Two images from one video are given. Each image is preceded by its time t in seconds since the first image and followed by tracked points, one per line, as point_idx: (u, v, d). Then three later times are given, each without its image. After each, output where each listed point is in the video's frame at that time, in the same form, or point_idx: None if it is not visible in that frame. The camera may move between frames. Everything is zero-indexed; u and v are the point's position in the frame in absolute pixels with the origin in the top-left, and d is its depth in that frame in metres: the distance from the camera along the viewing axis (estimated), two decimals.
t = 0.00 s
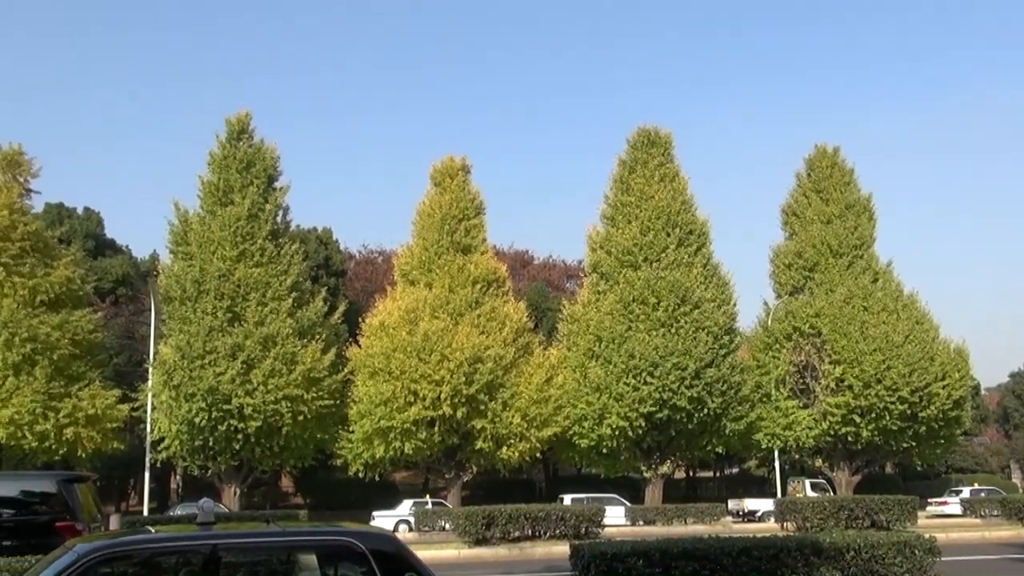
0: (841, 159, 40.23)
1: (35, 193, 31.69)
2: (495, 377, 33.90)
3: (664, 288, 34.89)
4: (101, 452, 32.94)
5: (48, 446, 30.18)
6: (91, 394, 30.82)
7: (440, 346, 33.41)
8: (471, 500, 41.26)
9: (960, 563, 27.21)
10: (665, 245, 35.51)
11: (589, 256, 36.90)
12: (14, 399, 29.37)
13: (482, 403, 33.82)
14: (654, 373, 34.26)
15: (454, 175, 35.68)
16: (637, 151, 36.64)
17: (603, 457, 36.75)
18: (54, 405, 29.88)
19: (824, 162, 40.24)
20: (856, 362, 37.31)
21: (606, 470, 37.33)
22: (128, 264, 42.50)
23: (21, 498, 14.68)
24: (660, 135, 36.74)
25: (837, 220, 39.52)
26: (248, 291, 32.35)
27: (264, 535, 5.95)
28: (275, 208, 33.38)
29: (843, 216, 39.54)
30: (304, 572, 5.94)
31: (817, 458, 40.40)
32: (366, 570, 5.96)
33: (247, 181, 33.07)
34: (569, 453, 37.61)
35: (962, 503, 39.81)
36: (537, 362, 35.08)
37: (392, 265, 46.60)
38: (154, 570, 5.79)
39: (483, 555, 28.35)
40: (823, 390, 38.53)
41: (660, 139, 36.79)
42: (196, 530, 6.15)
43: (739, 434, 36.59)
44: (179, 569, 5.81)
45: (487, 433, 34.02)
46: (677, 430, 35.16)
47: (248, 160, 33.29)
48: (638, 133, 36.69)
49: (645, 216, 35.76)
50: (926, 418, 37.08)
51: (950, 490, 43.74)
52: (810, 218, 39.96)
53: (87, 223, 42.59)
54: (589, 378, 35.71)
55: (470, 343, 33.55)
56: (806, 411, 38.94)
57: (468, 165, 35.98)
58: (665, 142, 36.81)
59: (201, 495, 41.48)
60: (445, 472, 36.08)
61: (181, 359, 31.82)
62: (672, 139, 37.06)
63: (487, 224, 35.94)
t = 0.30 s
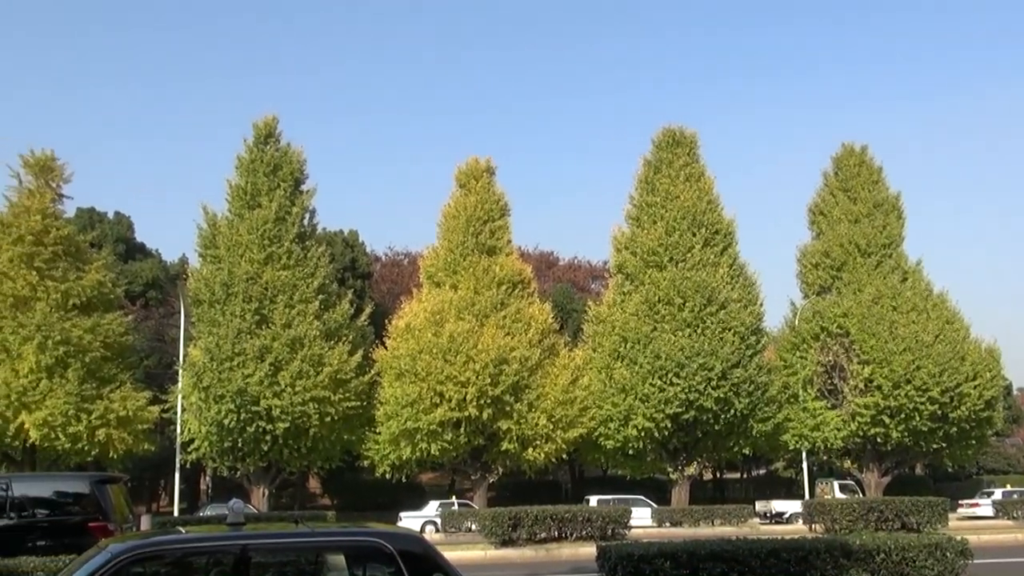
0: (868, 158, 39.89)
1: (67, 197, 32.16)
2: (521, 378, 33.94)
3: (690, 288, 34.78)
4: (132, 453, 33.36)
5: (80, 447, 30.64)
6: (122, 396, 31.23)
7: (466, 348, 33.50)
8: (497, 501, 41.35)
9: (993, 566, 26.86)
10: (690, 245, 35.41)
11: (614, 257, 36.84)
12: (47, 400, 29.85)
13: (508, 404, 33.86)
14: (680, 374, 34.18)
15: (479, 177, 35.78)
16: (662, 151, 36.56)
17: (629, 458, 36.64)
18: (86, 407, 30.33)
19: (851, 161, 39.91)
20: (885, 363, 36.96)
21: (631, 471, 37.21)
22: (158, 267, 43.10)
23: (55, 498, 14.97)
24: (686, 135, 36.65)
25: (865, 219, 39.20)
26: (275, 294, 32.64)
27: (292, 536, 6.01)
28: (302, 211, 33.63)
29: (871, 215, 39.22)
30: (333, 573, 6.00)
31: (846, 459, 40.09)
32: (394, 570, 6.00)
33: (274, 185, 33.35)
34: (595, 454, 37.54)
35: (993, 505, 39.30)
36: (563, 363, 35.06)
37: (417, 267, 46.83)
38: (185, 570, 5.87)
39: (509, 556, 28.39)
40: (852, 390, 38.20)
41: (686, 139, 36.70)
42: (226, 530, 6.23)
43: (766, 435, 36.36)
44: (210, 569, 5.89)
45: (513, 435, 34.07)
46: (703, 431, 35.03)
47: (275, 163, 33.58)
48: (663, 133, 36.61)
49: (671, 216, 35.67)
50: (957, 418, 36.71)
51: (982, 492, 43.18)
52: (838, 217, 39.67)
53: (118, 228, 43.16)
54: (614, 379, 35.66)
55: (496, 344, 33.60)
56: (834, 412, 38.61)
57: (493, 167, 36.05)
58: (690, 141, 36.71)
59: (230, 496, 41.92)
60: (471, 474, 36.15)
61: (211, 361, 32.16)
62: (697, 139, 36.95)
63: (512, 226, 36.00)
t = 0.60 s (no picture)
0: (895, 156, 39.56)
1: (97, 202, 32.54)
2: (545, 380, 33.93)
3: (715, 289, 34.64)
4: (160, 455, 33.68)
5: (110, 449, 30.98)
6: (150, 398, 31.57)
7: (490, 349, 33.57)
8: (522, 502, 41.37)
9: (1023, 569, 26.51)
10: (715, 246, 35.28)
11: (638, 258, 36.77)
12: (78, 402, 30.24)
13: (532, 405, 33.86)
14: (705, 375, 34.08)
15: (502, 179, 35.83)
16: (686, 151, 36.45)
17: (653, 459, 36.50)
18: (115, 409, 30.68)
19: (877, 160, 39.60)
20: (912, 363, 36.63)
21: (656, 472, 37.05)
22: (185, 270, 43.45)
23: (86, 500, 15.12)
24: (710, 135, 36.54)
25: (892, 218, 38.90)
26: (301, 296, 32.86)
27: (319, 537, 6.06)
28: (327, 214, 33.83)
29: (898, 214, 38.92)
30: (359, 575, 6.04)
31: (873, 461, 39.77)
32: (420, 571, 6.04)
33: (300, 188, 33.59)
34: (619, 455, 37.43)
35: None
36: (587, 364, 35.00)
37: (441, 269, 46.96)
38: (213, 570, 5.95)
39: (534, 558, 28.40)
40: (879, 391, 37.87)
41: (710, 139, 36.59)
42: (253, 531, 6.28)
43: (792, 437, 36.13)
44: (238, 570, 5.95)
45: (537, 436, 34.08)
46: (729, 432, 34.85)
47: (300, 166, 33.81)
48: (687, 133, 36.50)
49: (695, 217, 35.57)
50: (987, 419, 36.33)
51: (1012, 494, 42.61)
52: (864, 217, 39.38)
53: (145, 232, 43.61)
54: (639, 380, 35.57)
55: (520, 346, 33.62)
56: (861, 413, 38.29)
57: (516, 168, 36.09)
58: (715, 142, 36.60)
59: (257, 497, 42.22)
60: (496, 475, 36.16)
61: (237, 364, 32.43)
62: (722, 139, 36.83)
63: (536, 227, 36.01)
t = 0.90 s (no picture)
0: (919, 156, 39.26)
1: (123, 206, 32.85)
2: (567, 382, 33.92)
3: (737, 290, 34.53)
4: (186, 457, 33.96)
5: (136, 451, 31.24)
6: (176, 400, 31.84)
7: (512, 351, 33.60)
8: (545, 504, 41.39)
9: None
10: (738, 247, 35.14)
11: (660, 259, 36.70)
12: (104, 405, 30.55)
13: (554, 407, 33.85)
14: (728, 377, 34.01)
15: (524, 181, 35.87)
16: (709, 152, 36.33)
17: (676, 461, 36.38)
18: (141, 412, 30.96)
19: (901, 159, 39.30)
20: (938, 364, 36.34)
21: (679, 474, 36.90)
22: (210, 274, 43.63)
23: (113, 502, 15.25)
24: (732, 136, 36.42)
25: (916, 218, 38.62)
26: (324, 299, 33.03)
27: (343, 539, 6.09)
28: (349, 217, 33.99)
29: (922, 214, 38.63)
30: None
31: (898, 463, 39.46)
32: (444, 572, 6.03)
33: (323, 192, 33.76)
34: (642, 458, 37.31)
35: None
36: (609, 366, 34.94)
37: (463, 271, 47.10)
38: (238, 571, 5.98)
39: (557, 560, 28.41)
40: (904, 392, 37.57)
41: (732, 139, 36.47)
42: (278, 533, 6.31)
43: (816, 438, 35.89)
44: (263, 571, 5.98)
45: (560, 438, 34.05)
46: (752, 434, 34.67)
47: (323, 170, 33.97)
48: (709, 134, 36.40)
49: (718, 217, 35.46)
50: (1014, 421, 35.99)
51: None
52: (888, 217, 39.10)
53: (170, 236, 43.99)
54: (661, 382, 35.50)
55: (542, 348, 33.65)
56: (886, 415, 37.99)
57: (538, 170, 36.11)
58: (737, 142, 36.47)
59: (281, 499, 42.46)
60: (518, 477, 36.16)
61: (261, 366, 32.66)
62: (744, 140, 36.69)
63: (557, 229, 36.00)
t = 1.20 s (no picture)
0: (943, 156, 38.97)
1: (147, 212, 33.15)
2: (588, 385, 33.89)
3: (759, 292, 34.40)
4: (209, 460, 34.19)
5: (161, 454, 31.46)
6: (200, 403, 32.07)
7: (533, 354, 33.65)
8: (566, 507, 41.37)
9: None
10: (759, 248, 35.00)
11: (681, 261, 36.62)
12: (129, 408, 30.83)
13: (576, 409, 33.83)
14: (750, 379, 33.86)
15: (545, 184, 35.90)
16: (730, 154, 36.23)
17: (698, 464, 36.19)
18: (166, 415, 31.20)
19: (925, 160, 39.01)
20: (962, 366, 36.05)
21: (701, 477, 36.71)
22: (233, 278, 43.92)
23: (138, 504, 15.36)
24: (753, 137, 36.31)
25: (940, 218, 38.33)
26: (346, 303, 33.20)
27: (366, 542, 6.10)
28: (371, 221, 34.15)
29: (946, 214, 38.35)
30: None
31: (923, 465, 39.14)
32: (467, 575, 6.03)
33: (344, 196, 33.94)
34: (663, 460, 37.15)
35: None
36: (630, 369, 34.86)
37: (484, 274, 47.18)
38: (262, 574, 5.98)
39: (579, 563, 28.34)
40: (928, 394, 37.24)
41: (753, 141, 36.36)
42: (302, 536, 6.32)
43: (839, 441, 35.65)
44: (286, 573, 5.99)
45: (581, 441, 34.00)
46: (774, 436, 34.49)
47: (345, 174, 34.14)
48: (730, 135, 36.31)
49: (739, 219, 35.32)
50: None
51: None
52: (911, 217, 38.80)
53: (194, 240, 44.34)
54: (683, 384, 35.34)
55: (564, 351, 33.66)
56: (910, 417, 37.68)
57: (559, 173, 36.13)
58: (758, 143, 36.35)
59: (304, 501, 42.72)
60: (540, 479, 36.13)
61: (284, 370, 32.86)
62: (765, 141, 36.58)
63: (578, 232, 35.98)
